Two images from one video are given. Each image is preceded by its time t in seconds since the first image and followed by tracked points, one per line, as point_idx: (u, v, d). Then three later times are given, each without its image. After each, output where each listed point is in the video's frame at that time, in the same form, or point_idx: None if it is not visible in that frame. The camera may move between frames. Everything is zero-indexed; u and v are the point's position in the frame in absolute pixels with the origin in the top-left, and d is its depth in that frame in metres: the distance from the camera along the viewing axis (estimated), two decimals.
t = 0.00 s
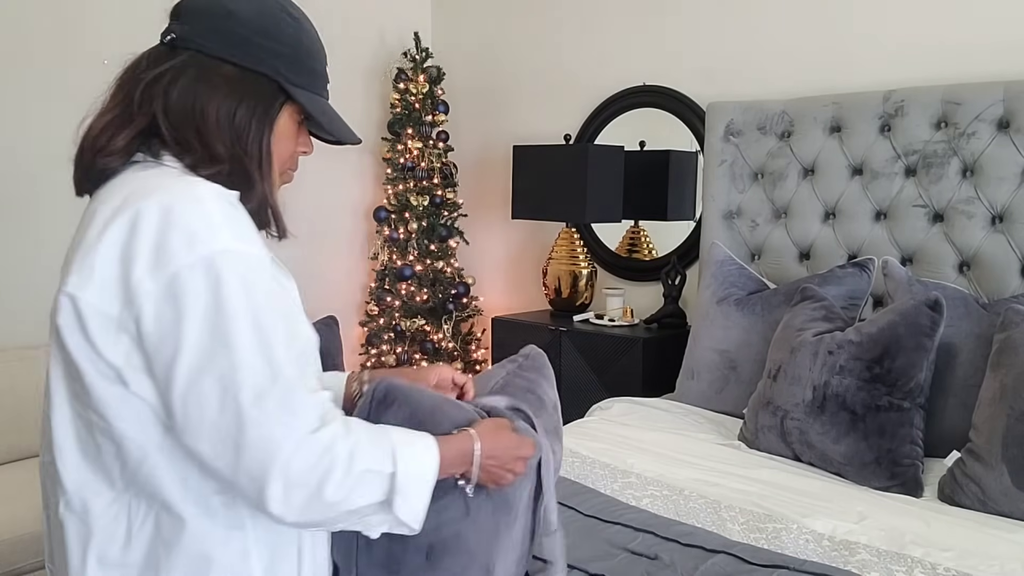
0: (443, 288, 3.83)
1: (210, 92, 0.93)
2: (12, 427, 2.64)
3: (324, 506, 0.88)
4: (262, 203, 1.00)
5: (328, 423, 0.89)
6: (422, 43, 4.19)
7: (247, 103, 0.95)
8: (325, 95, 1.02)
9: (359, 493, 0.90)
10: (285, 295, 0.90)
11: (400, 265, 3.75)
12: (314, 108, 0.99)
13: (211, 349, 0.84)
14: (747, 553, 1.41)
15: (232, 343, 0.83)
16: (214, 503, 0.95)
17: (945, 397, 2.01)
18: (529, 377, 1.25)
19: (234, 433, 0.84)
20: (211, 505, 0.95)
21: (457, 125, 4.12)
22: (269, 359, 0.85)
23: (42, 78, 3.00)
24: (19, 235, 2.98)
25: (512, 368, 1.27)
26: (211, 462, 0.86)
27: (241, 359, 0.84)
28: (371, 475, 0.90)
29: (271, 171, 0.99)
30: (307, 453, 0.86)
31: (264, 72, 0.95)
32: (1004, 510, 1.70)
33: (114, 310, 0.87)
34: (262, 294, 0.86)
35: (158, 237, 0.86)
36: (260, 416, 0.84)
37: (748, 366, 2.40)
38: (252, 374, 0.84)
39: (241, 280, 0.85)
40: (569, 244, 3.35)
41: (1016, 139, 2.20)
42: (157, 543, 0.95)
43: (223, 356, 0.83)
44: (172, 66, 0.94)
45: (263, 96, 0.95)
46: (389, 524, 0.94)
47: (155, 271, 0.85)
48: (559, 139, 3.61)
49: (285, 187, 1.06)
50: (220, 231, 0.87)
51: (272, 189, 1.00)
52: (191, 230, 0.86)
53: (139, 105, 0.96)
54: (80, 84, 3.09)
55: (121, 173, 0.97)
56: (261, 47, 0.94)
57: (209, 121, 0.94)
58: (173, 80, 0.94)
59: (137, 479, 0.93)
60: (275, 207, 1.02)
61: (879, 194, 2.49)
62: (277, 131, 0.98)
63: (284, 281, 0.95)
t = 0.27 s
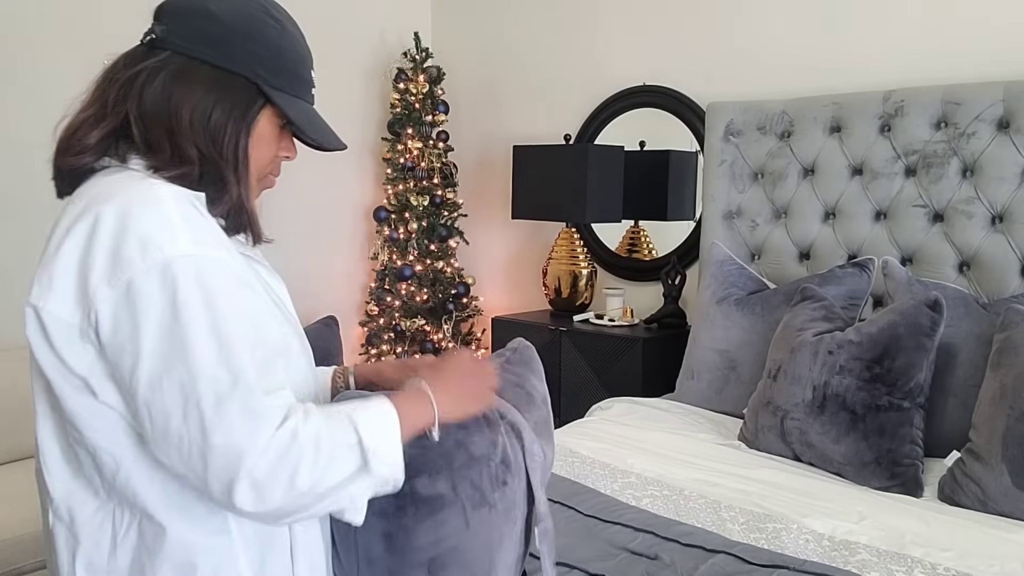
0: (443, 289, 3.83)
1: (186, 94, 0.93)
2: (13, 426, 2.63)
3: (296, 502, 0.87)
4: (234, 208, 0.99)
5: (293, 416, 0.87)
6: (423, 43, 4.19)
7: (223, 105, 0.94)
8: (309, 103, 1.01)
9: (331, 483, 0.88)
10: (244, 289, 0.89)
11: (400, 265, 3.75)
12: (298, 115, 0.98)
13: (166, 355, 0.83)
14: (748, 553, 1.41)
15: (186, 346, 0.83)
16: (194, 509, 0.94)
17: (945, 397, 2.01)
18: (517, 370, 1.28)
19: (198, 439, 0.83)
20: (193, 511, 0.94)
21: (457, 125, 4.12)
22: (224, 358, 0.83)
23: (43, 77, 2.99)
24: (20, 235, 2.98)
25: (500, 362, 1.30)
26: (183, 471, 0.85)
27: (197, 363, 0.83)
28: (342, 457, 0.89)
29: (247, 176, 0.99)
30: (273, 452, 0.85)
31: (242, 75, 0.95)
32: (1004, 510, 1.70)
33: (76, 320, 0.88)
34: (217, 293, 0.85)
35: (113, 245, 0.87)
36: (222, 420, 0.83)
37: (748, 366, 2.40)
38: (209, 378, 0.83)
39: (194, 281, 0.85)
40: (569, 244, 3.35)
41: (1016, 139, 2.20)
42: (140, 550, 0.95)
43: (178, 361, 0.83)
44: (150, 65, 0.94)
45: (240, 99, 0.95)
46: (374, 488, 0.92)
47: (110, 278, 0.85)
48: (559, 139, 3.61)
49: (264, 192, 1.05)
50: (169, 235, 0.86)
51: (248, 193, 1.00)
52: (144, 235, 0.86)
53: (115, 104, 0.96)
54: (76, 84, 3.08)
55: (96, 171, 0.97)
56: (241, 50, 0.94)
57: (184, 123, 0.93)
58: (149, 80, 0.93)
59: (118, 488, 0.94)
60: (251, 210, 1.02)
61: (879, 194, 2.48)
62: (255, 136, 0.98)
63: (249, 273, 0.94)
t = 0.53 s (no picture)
0: (443, 289, 3.83)
1: (180, 98, 0.94)
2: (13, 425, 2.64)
3: (328, 487, 0.88)
4: (229, 210, 1.00)
5: (317, 407, 0.89)
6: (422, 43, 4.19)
7: (217, 107, 0.95)
8: (303, 104, 1.02)
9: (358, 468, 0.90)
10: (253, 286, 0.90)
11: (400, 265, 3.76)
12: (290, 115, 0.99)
13: (188, 353, 0.83)
14: (748, 553, 1.41)
15: (210, 341, 0.83)
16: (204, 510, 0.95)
17: (945, 397, 2.01)
18: (518, 371, 1.28)
19: (230, 433, 0.84)
20: (203, 513, 0.95)
21: (457, 125, 4.12)
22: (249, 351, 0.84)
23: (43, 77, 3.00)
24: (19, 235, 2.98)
25: (502, 364, 1.30)
26: (213, 469, 0.85)
27: (223, 358, 0.83)
28: (363, 443, 0.91)
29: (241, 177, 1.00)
30: (304, 441, 0.86)
31: (235, 76, 0.95)
32: (1004, 510, 1.70)
33: (85, 326, 0.88)
34: (233, 289, 0.87)
35: (120, 249, 0.87)
36: (255, 411, 0.84)
37: (748, 366, 2.41)
38: (236, 371, 0.83)
39: (210, 278, 0.85)
40: (569, 244, 3.35)
41: (1016, 139, 2.20)
42: (151, 556, 0.95)
43: (201, 357, 0.83)
44: (143, 67, 0.94)
45: (234, 101, 0.95)
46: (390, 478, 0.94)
47: (122, 282, 0.85)
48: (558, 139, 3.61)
49: (258, 194, 1.06)
50: (179, 236, 0.87)
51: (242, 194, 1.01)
52: (151, 237, 0.86)
53: (108, 107, 0.96)
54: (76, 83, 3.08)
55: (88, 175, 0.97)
56: (235, 51, 0.94)
57: (178, 126, 0.94)
58: (143, 82, 0.94)
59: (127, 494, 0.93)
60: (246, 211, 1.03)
61: (879, 194, 2.48)
62: (249, 138, 0.98)
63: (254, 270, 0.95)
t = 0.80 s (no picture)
0: (443, 289, 3.83)
1: (184, 98, 0.94)
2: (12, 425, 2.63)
3: (350, 480, 0.91)
4: (234, 210, 1.00)
5: (341, 404, 0.91)
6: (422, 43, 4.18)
7: (221, 107, 0.95)
8: (306, 104, 1.02)
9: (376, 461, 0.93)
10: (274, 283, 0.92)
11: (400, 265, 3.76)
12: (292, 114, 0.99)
13: (217, 348, 0.84)
14: (748, 552, 1.41)
15: (241, 336, 0.84)
16: (219, 506, 0.95)
17: (945, 397, 2.01)
18: (513, 370, 1.29)
19: (260, 426, 0.85)
20: (217, 509, 0.95)
21: (457, 125, 4.12)
22: (278, 346, 0.86)
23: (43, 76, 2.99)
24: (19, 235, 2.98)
25: (496, 363, 1.31)
26: (240, 462, 0.86)
27: (254, 353, 0.84)
28: (379, 439, 0.94)
29: (246, 177, 1.00)
30: (330, 434, 0.88)
31: (238, 77, 0.95)
32: (1004, 510, 1.70)
33: (106, 322, 0.88)
34: (259, 285, 0.88)
35: (143, 245, 0.87)
36: (285, 405, 0.85)
37: (748, 366, 2.40)
38: (267, 366, 0.85)
39: (238, 274, 0.87)
40: (569, 244, 3.34)
41: (1016, 139, 2.20)
42: (162, 555, 0.95)
43: (230, 352, 0.84)
44: (147, 67, 0.95)
45: (238, 101, 0.95)
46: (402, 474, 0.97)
47: (147, 277, 0.86)
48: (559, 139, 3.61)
49: (262, 194, 1.06)
50: (204, 232, 0.88)
51: (246, 194, 1.01)
52: (174, 234, 0.86)
53: (111, 108, 0.96)
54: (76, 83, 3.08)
55: (92, 175, 0.97)
56: (238, 52, 0.95)
57: (183, 127, 0.94)
58: (146, 83, 0.94)
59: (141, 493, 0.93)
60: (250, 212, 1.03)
61: (879, 194, 2.48)
62: (253, 138, 0.99)
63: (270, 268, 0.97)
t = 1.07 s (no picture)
0: (443, 289, 3.83)
1: (198, 100, 0.95)
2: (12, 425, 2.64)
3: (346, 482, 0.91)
4: (245, 212, 1.02)
5: (339, 407, 0.92)
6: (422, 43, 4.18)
7: (234, 109, 0.96)
8: (318, 108, 1.03)
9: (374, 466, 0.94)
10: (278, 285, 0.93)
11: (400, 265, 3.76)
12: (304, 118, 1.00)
13: (220, 347, 0.85)
14: (748, 552, 1.41)
15: (244, 334, 0.85)
16: (219, 504, 0.95)
17: (945, 397, 2.01)
18: (506, 369, 1.29)
19: (259, 425, 0.86)
20: (217, 507, 0.95)
21: (457, 125, 4.12)
22: (281, 346, 0.87)
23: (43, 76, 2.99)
24: (19, 236, 2.98)
25: (489, 362, 1.31)
26: (238, 460, 0.87)
27: (255, 353, 0.86)
28: (377, 443, 0.95)
29: (257, 179, 1.01)
30: (329, 436, 0.89)
31: (252, 79, 0.96)
32: (1004, 510, 1.70)
33: (112, 317, 0.88)
34: (264, 286, 0.89)
35: (149, 241, 0.88)
36: (285, 405, 0.86)
37: (748, 366, 2.40)
38: (268, 366, 0.86)
39: (243, 274, 0.88)
40: (569, 244, 3.35)
41: (1016, 139, 2.20)
42: (163, 553, 0.95)
43: (233, 351, 0.85)
44: (161, 68, 0.96)
45: (251, 104, 0.96)
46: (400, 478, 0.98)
47: (152, 274, 0.87)
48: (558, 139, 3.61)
49: (273, 195, 1.07)
50: (209, 230, 0.88)
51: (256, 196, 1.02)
52: (180, 232, 0.87)
53: (126, 108, 0.97)
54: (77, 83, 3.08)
55: (104, 174, 0.98)
56: (252, 55, 0.95)
57: (195, 129, 0.95)
58: (160, 84, 0.95)
59: (141, 489, 0.93)
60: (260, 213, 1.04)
61: (879, 194, 2.48)
62: (265, 141, 1.00)
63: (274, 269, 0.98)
